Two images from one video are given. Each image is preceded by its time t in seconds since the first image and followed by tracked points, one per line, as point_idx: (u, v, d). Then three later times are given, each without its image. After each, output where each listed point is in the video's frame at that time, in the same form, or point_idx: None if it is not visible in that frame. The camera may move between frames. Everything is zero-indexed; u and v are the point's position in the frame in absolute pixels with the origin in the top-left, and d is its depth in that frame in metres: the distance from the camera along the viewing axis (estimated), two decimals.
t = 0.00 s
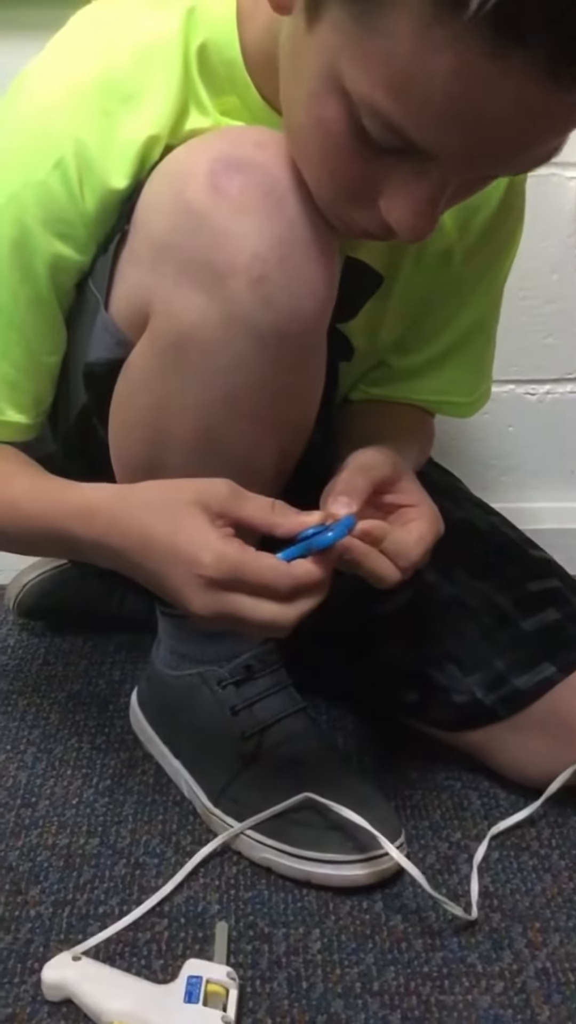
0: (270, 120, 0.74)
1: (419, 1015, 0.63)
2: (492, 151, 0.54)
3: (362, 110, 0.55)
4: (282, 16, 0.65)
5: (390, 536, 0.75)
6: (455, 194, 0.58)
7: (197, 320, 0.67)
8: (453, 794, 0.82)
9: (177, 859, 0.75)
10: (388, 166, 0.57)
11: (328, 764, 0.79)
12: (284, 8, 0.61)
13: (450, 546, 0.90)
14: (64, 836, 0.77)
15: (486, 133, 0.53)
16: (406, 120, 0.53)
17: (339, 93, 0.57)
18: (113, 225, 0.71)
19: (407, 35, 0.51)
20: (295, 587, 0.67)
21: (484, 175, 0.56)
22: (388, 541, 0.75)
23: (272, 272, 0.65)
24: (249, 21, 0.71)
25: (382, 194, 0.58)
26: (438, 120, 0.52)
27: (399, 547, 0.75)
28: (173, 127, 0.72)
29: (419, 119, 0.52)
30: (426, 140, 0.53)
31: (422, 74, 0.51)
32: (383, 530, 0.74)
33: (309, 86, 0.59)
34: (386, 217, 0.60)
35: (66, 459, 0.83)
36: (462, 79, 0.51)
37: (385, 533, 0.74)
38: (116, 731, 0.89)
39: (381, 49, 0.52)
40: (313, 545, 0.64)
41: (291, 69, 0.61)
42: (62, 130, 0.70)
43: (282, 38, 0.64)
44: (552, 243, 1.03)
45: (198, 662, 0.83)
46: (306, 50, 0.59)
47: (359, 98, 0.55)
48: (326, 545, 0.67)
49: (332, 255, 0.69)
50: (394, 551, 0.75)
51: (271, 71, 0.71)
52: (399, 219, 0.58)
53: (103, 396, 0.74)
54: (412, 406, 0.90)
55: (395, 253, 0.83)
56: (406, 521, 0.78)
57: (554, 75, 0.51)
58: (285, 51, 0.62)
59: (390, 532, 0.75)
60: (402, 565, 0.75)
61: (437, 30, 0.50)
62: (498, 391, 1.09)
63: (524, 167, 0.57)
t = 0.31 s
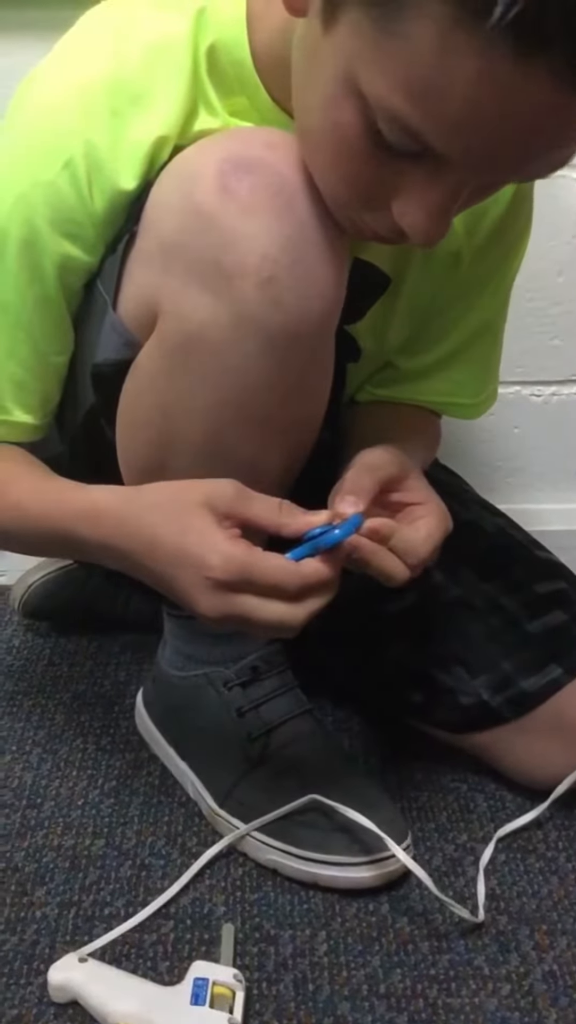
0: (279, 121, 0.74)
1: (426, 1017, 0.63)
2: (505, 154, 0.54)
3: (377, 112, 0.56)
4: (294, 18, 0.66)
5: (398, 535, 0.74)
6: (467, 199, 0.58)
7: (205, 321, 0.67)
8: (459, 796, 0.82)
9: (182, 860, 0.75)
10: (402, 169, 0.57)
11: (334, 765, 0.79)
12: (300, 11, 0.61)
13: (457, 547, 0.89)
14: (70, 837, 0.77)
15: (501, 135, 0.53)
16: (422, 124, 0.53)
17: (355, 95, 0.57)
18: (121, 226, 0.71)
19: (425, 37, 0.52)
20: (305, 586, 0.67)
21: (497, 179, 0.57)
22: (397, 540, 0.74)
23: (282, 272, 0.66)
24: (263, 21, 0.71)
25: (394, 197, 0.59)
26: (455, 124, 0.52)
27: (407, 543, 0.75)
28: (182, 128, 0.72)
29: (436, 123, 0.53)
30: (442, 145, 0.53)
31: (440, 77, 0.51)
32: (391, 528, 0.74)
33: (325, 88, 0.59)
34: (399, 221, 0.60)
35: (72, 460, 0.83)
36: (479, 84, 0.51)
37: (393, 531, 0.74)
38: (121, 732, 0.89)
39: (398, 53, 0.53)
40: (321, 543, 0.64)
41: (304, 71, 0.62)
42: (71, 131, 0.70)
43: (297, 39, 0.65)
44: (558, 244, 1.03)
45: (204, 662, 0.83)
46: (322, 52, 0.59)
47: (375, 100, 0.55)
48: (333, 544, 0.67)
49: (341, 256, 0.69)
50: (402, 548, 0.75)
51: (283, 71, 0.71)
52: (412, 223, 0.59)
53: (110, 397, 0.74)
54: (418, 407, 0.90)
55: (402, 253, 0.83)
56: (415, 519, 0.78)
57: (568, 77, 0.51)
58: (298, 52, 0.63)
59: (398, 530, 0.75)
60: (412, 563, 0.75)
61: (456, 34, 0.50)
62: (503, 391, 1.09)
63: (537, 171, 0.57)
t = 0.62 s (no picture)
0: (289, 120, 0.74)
1: (435, 1018, 0.63)
2: (522, 159, 0.54)
3: (395, 115, 0.56)
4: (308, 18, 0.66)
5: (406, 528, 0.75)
6: (482, 202, 0.58)
7: (215, 321, 0.67)
8: (466, 796, 0.82)
9: (190, 860, 0.75)
10: (419, 172, 0.58)
11: (342, 764, 0.79)
12: (317, 11, 0.61)
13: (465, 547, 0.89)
14: (77, 837, 0.77)
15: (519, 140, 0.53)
16: (439, 126, 0.53)
17: (373, 96, 0.57)
18: (131, 227, 0.71)
19: (445, 40, 0.52)
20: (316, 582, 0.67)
21: (513, 185, 0.57)
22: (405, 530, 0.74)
23: (292, 272, 0.66)
24: (271, 23, 0.72)
25: (410, 200, 0.59)
26: (472, 126, 0.52)
27: (416, 536, 0.75)
28: (192, 127, 0.72)
29: (453, 126, 0.53)
30: (459, 149, 0.54)
31: (459, 80, 0.52)
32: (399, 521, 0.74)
33: (341, 89, 0.59)
34: (413, 224, 0.60)
35: (80, 460, 0.83)
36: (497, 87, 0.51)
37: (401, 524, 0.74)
38: (129, 732, 0.89)
39: (418, 56, 0.53)
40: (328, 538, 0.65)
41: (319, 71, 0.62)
42: (81, 131, 0.70)
43: (310, 41, 0.65)
44: (567, 244, 1.02)
45: (212, 662, 0.83)
46: (338, 54, 0.59)
47: (393, 102, 0.55)
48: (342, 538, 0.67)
49: (351, 257, 0.69)
50: (411, 541, 0.75)
51: (291, 72, 0.71)
52: (427, 226, 0.59)
53: (119, 396, 0.74)
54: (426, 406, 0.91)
55: (411, 253, 0.83)
56: (423, 512, 0.78)
57: None
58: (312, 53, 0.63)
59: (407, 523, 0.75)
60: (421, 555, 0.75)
61: (477, 37, 0.51)
62: (511, 391, 1.09)
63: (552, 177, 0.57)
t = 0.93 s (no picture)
0: (301, 119, 0.74)
1: (444, 1019, 0.63)
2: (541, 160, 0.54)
3: (419, 116, 0.56)
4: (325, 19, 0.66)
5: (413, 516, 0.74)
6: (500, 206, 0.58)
7: (226, 320, 0.67)
8: (475, 797, 0.81)
9: (199, 859, 0.75)
10: (437, 174, 0.58)
11: (351, 764, 0.79)
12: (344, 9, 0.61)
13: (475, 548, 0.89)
14: (85, 835, 0.77)
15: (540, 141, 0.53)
16: (462, 126, 0.53)
17: (396, 96, 0.57)
18: (141, 226, 0.71)
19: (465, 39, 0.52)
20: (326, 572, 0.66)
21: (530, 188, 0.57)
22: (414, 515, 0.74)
23: (303, 271, 0.66)
24: (284, 22, 0.72)
25: (426, 202, 0.59)
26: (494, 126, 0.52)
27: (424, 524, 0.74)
28: (202, 127, 0.72)
29: (475, 125, 0.53)
30: (481, 150, 0.54)
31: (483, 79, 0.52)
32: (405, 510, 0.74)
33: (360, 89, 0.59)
34: (431, 227, 0.60)
35: (89, 458, 0.83)
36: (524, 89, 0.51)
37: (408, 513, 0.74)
38: (137, 730, 0.89)
39: (443, 56, 0.53)
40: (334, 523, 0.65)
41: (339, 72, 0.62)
42: (92, 130, 0.70)
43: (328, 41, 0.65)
44: None
45: (221, 662, 0.83)
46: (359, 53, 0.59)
47: (417, 102, 0.55)
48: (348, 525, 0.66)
49: (363, 257, 0.69)
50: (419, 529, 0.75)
51: (306, 71, 0.71)
52: (442, 229, 0.59)
53: (129, 395, 0.74)
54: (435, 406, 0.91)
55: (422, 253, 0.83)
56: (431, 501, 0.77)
57: None
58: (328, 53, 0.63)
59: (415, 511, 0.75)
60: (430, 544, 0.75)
61: (502, 36, 0.51)
62: (519, 392, 1.09)
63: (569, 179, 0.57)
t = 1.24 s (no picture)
0: (314, 118, 0.74)
1: (453, 1019, 0.63)
2: (560, 160, 0.54)
3: (444, 115, 0.56)
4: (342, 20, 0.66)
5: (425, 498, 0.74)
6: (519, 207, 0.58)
7: (237, 320, 0.67)
8: (484, 797, 0.81)
9: (208, 858, 0.75)
10: (458, 173, 0.58)
11: (360, 764, 0.79)
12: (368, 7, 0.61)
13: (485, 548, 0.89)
14: (94, 833, 0.77)
15: (559, 141, 0.53)
16: (486, 127, 0.53)
17: (419, 95, 0.57)
18: (152, 224, 0.71)
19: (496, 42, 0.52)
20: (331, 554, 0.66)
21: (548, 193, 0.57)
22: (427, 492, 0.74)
23: (313, 269, 0.66)
24: (299, 21, 0.72)
25: (446, 202, 0.59)
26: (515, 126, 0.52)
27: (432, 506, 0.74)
28: (213, 126, 0.72)
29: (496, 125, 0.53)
30: (503, 150, 0.54)
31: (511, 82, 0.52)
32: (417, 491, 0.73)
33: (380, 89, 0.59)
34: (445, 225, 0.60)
35: (99, 457, 0.83)
36: (554, 90, 0.51)
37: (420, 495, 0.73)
38: (145, 728, 0.89)
39: (472, 58, 0.53)
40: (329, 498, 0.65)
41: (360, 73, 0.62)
42: (104, 129, 0.70)
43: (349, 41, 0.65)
44: None
45: (231, 662, 0.83)
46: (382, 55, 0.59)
47: (443, 100, 0.55)
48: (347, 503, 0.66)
49: (375, 258, 0.69)
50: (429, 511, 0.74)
51: (320, 70, 0.71)
52: (460, 230, 0.59)
53: (140, 394, 0.74)
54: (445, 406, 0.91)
55: (437, 256, 0.83)
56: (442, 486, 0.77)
57: None
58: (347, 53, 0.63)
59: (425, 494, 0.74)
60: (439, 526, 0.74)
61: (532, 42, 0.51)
62: (529, 392, 1.09)
63: None
